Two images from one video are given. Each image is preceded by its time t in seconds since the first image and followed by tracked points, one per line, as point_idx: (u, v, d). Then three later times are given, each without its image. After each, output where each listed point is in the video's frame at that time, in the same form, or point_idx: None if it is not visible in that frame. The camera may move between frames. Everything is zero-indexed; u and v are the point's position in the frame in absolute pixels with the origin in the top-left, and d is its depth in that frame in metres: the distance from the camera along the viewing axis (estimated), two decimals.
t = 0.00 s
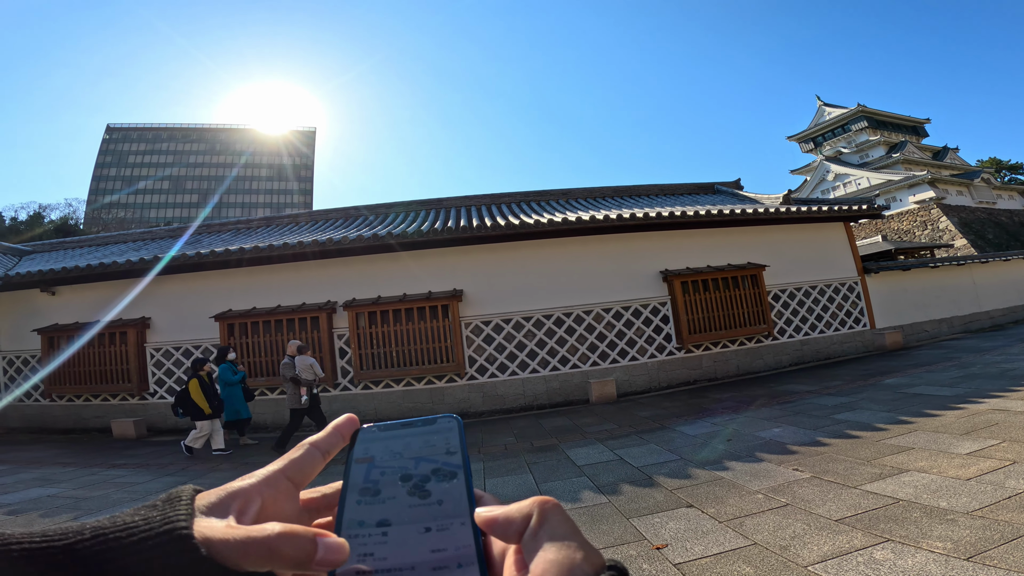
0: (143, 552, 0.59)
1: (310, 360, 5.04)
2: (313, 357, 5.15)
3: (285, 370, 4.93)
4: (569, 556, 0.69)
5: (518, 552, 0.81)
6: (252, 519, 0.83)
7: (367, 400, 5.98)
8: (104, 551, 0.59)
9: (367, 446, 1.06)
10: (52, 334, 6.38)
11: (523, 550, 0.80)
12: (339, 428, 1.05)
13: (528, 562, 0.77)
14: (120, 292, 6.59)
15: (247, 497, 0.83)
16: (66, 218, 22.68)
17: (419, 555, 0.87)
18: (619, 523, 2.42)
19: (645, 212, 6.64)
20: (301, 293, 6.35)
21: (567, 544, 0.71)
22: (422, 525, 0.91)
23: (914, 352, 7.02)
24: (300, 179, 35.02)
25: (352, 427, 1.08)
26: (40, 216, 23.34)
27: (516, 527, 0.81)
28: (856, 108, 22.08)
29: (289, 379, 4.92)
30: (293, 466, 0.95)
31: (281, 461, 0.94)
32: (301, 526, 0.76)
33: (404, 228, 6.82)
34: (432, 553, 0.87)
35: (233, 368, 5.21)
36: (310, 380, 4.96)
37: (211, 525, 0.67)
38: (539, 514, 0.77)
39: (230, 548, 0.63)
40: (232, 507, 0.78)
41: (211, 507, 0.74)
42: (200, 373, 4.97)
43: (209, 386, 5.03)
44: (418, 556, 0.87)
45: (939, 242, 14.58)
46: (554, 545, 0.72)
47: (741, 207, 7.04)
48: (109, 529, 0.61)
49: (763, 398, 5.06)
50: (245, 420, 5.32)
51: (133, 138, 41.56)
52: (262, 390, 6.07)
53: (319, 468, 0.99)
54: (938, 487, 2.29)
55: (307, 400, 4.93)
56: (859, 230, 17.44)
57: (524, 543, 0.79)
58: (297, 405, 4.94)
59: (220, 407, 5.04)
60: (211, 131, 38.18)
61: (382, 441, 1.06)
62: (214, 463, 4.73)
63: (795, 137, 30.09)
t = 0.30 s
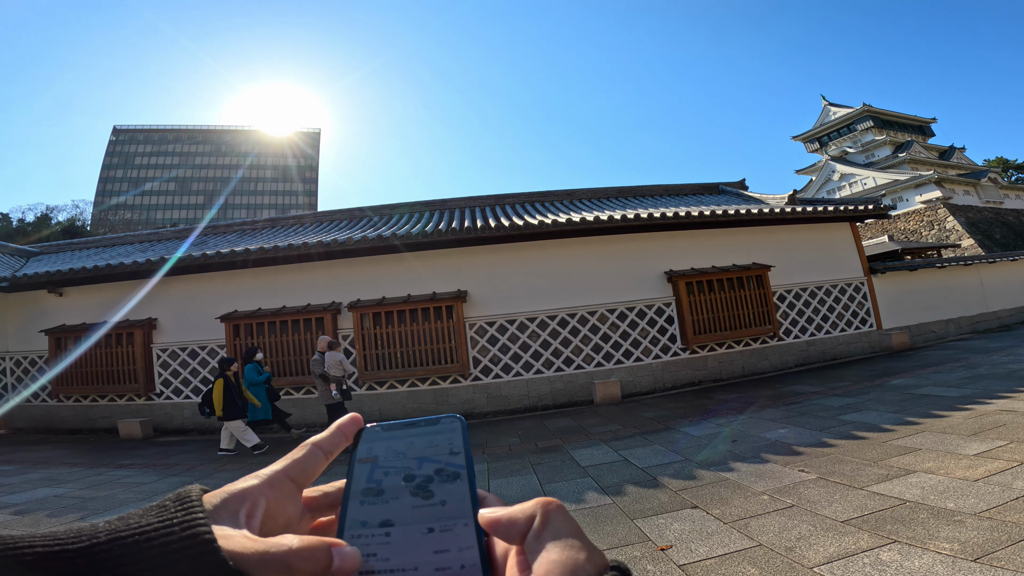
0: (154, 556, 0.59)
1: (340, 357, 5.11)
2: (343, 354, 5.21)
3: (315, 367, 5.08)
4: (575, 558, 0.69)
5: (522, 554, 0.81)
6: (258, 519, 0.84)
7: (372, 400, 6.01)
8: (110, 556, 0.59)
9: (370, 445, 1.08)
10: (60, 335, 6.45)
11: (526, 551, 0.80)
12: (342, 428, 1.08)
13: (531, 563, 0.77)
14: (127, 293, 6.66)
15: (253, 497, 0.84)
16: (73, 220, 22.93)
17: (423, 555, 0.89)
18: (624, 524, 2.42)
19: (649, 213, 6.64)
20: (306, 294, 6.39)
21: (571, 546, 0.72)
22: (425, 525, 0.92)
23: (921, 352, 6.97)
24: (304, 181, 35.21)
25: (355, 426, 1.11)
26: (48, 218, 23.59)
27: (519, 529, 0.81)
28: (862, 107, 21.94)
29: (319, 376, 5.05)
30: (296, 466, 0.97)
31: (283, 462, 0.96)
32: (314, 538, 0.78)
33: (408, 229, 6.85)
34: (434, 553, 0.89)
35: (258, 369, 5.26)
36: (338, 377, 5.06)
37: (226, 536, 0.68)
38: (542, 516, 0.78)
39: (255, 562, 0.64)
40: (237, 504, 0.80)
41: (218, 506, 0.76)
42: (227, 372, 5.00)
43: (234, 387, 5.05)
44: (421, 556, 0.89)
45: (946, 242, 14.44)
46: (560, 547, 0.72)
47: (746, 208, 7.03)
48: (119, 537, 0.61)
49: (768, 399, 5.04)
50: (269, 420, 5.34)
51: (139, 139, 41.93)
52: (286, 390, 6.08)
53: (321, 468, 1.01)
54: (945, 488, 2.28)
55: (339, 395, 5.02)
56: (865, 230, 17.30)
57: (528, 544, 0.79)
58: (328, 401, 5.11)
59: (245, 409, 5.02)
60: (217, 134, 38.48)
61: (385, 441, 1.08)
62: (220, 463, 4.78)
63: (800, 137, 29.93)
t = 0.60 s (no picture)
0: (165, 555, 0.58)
1: (369, 358, 5.04)
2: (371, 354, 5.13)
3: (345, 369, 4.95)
4: (579, 563, 0.69)
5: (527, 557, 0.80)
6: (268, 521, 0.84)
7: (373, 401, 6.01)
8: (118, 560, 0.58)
9: (377, 449, 1.08)
10: (61, 335, 6.46)
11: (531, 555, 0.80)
12: (350, 432, 1.05)
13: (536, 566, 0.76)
14: (128, 293, 6.67)
15: (264, 499, 0.84)
16: (73, 220, 22.96)
17: (430, 558, 0.88)
18: (625, 524, 2.42)
19: (650, 213, 6.64)
20: (307, 294, 6.40)
21: (576, 551, 0.71)
22: (430, 527, 0.92)
23: (923, 352, 6.95)
24: (304, 181, 35.22)
25: (363, 431, 1.08)
26: (48, 218, 23.61)
27: (524, 533, 0.80)
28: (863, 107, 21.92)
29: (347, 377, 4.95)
30: (306, 469, 0.96)
31: (293, 464, 0.95)
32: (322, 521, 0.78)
33: (409, 229, 6.86)
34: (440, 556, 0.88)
35: (281, 366, 5.22)
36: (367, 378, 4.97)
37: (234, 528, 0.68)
38: (547, 520, 0.77)
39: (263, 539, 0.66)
40: (250, 508, 0.79)
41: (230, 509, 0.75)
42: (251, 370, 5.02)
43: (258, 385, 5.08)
44: (428, 559, 0.88)
45: (947, 242, 14.39)
46: (565, 550, 0.72)
47: (747, 207, 7.02)
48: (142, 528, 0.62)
49: (769, 399, 5.04)
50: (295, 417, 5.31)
51: (140, 139, 41.96)
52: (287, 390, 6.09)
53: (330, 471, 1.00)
54: (947, 488, 2.28)
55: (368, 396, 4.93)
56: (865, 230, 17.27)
57: (533, 548, 0.79)
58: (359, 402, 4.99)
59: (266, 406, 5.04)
60: (218, 134, 38.52)
61: (392, 446, 1.09)
62: (221, 463, 4.78)
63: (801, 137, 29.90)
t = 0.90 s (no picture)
0: (173, 565, 0.57)
1: (396, 355, 5.00)
2: (398, 351, 5.15)
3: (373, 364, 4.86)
4: (582, 568, 0.68)
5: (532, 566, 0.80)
6: (285, 537, 0.84)
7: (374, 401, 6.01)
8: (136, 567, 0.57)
9: (383, 457, 1.08)
10: (62, 335, 6.46)
11: (536, 562, 0.80)
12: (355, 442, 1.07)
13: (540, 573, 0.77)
14: (129, 293, 6.67)
15: (280, 513, 0.84)
16: (74, 220, 22.97)
17: (435, 566, 0.89)
18: (626, 524, 2.43)
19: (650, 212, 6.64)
20: (307, 294, 6.40)
21: (580, 558, 0.71)
22: (435, 536, 0.93)
23: (924, 352, 6.94)
24: (304, 182, 35.24)
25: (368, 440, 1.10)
26: (47, 218, 23.65)
27: (530, 541, 0.81)
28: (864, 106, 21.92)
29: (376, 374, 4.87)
30: (316, 482, 0.97)
31: (303, 478, 0.96)
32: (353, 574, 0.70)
33: (409, 229, 6.86)
34: (445, 564, 0.89)
35: (300, 365, 5.16)
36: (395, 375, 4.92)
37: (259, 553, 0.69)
38: (553, 528, 0.77)
39: None
40: (267, 522, 0.80)
41: (250, 522, 0.77)
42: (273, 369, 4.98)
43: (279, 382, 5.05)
44: (433, 566, 0.89)
45: (947, 241, 14.38)
46: (568, 557, 0.72)
47: (747, 207, 7.03)
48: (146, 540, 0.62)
49: (771, 399, 5.03)
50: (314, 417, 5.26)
51: (140, 139, 42.02)
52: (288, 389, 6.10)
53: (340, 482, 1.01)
54: (949, 489, 2.28)
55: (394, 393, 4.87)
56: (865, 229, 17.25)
57: (539, 557, 0.79)
58: (382, 399, 4.86)
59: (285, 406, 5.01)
60: (218, 135, 38.53)
61: (397, 452, 1.09)
62: (221, 463, 4.78)
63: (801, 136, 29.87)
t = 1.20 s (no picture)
0: (167, 568, 0.57)
1: (425, 352, 5.06)
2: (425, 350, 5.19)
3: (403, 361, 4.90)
4: (579, 573, 0.68)
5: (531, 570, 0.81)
6: (281, 541, 0.84)
7: (374, 401, 6.01)
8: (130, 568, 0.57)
9: (382, 460, 1.08)
10: (62, 335, 6.46)
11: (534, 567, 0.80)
12: (356, 445, 1.07)
13: None
14: (129, 293, 6.67)
15: (277, 517, 0.84)
16: (74, 220, 22.97)
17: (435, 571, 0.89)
18: (627, 525, 2.42)
19: (651, 212, 6.64)
20: (307, 294, 6.40)
21: (577, 562, 0.71)
22: (435, 540, 0.93)
23: (925, 352, 6.94)
24: (304, 182, 35.23)
25: (368, 443, 1.09)
26: (47, 218, 23.65)
27: (528, 547, 0.81)
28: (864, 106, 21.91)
29: (405, 371, 4.90)
30: (314, 486, 0.97)
31: (301, 482, 0.96)
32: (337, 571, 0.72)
33: (409, 229, 6.86)
34: (445, 568, 0.89)
35: (321, 364, 5.20)
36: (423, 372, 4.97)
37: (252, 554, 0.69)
38: (551, 533, 0.78)
39: None
40: (263, 526, 0.80)
41: (247, 526, 0.76)
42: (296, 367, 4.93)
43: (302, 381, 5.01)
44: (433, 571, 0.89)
45: (948, 241, 14.36)
46: (566, 561, 0.72)
47: (747, 207, 7.02)
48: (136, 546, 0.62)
49: (771, 398, 5.03)
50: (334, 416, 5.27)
51: (139, 139, 41.98)
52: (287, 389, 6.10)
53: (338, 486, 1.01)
54: (950, 489, 2.28)
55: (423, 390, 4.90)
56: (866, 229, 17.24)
57: (538, 562, 0.79)
58: (412, 396, 4.87)
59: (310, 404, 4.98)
60: (218, 135, 38.52)
61: (396, 455, 1.08)
62: (221, 464, 4.78)
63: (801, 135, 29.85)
